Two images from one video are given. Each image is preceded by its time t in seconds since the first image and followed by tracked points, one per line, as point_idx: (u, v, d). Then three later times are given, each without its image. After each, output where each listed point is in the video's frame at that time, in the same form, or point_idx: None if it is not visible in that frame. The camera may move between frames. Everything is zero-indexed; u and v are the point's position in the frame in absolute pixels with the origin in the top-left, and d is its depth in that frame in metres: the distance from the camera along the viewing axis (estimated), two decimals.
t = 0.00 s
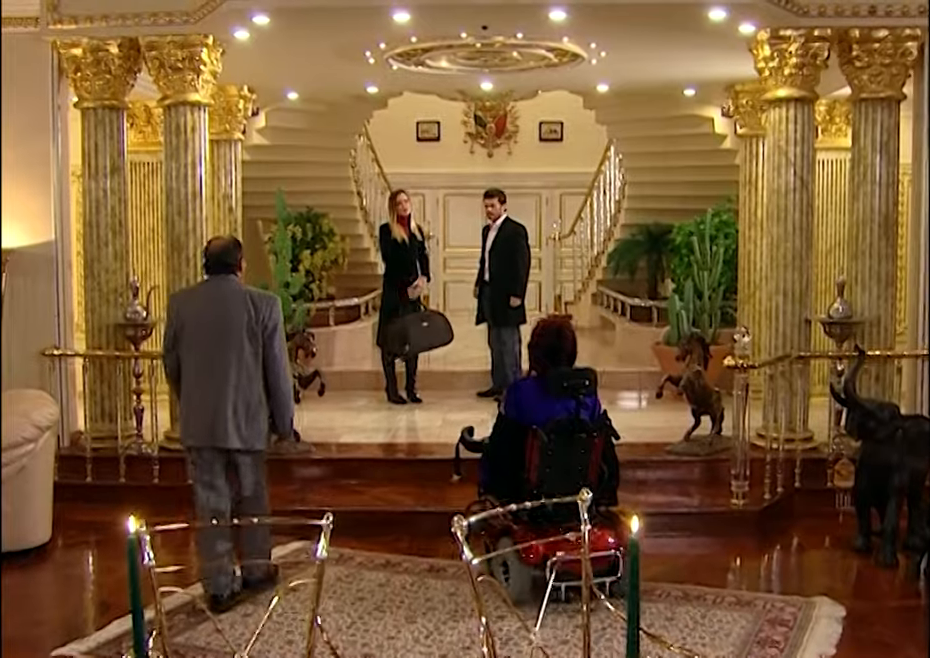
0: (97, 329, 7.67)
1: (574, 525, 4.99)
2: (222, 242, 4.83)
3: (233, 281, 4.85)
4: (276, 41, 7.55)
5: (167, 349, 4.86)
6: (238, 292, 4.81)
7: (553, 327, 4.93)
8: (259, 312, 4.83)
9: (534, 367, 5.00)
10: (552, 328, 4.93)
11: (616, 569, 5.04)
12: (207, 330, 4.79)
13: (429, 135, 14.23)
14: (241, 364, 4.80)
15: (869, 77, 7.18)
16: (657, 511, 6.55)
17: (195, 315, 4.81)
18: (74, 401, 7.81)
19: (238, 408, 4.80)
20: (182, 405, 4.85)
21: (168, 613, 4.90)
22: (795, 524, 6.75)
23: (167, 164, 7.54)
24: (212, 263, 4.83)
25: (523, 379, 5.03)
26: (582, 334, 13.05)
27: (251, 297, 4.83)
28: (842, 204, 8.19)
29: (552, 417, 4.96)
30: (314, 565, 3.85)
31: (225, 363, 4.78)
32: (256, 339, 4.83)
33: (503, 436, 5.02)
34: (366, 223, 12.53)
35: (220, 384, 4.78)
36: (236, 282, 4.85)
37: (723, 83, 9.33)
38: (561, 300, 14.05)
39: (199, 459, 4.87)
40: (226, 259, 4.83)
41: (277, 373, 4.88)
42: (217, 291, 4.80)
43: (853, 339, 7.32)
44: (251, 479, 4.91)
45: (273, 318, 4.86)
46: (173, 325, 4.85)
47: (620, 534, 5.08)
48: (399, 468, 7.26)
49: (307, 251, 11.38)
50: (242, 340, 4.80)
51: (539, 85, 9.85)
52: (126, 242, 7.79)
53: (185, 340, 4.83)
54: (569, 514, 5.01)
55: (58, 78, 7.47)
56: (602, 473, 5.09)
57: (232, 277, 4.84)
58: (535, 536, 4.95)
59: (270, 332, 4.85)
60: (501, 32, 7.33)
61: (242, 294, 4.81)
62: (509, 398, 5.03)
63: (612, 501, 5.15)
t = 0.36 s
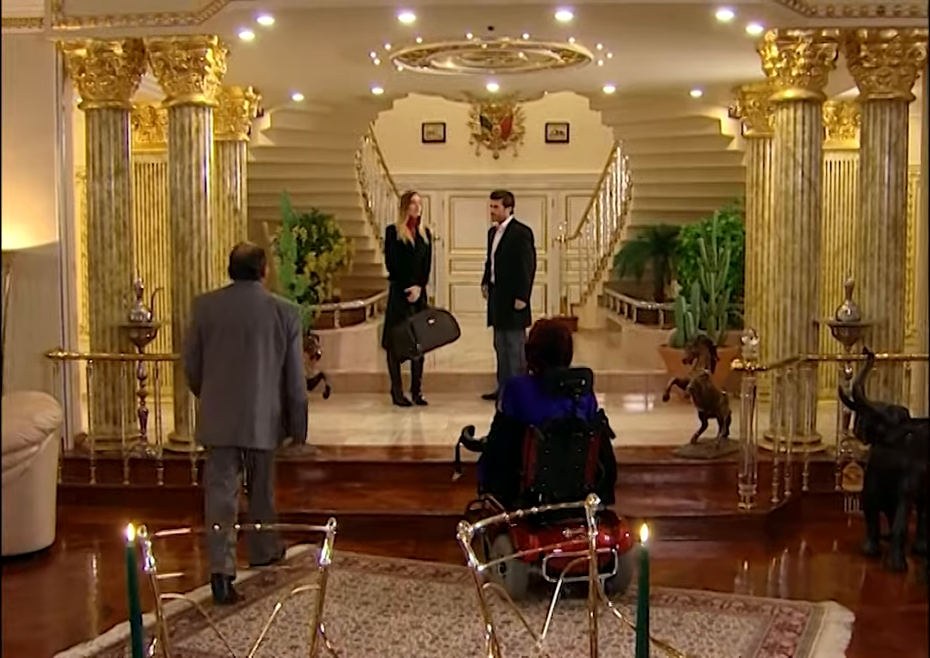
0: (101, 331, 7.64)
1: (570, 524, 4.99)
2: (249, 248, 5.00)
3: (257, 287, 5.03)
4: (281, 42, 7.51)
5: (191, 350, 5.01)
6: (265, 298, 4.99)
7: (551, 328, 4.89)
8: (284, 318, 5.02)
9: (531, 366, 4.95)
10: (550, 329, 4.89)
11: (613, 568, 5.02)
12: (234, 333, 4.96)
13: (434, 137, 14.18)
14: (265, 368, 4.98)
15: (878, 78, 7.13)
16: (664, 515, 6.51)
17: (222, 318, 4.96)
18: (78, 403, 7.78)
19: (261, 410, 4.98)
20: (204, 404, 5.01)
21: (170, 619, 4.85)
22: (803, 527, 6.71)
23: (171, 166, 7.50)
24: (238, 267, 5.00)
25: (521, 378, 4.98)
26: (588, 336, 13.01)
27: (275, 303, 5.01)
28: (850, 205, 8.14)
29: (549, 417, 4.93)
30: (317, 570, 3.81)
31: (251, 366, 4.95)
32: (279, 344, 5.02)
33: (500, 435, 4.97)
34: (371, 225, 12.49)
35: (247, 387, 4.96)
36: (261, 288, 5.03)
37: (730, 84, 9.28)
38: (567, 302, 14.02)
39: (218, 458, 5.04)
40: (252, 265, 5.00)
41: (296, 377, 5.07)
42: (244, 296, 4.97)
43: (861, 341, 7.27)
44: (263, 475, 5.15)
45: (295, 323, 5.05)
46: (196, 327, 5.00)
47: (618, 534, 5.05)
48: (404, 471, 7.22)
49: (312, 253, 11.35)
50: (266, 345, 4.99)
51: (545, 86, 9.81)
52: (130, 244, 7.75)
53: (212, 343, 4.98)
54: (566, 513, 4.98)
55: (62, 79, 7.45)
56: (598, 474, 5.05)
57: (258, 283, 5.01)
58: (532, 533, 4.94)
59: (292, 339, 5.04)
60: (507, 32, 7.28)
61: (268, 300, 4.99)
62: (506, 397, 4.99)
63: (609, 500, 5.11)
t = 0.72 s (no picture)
0: (103, 332, 7.62)
1: (567, 523, 4.97)
2: (268, 244, 5.42)
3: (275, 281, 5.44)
4: (282, 42, 7.50)
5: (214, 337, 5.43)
6: (283, 290, 5.40)
7: (548, 328, 4.89)
8: (299, 308, 5.41)
9: (528, 367, 4.94)
10: (547, 329, 4.89)
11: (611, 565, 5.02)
12: (253, 321, 5.35)
13: (436, 137, 14.17)
14: (281, 353, 5.38)
15: (881, 78, 7.10)
16: (666, 516, 6.49)
17: (242, 307, 5.37)
18: (80, 404, 7.76)
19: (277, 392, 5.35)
20: (224, 387, 5.39)
21: (170, 621, 4.83)
22: (806, 529, 6.69)
23: (172, 167, 7.48)
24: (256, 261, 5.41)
25: (518, 378, 4.97)
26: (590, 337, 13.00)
27: (292, 296, 5.42)
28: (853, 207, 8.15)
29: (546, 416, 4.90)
30: (319, 572, 3.79)
31: (268, 351, 5.35)
32: (295, 332, 5.41)
33: (498, 434, 4.96)
34: (373, 225, 12.48)
35: (264, 369, 5.35)
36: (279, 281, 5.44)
37: (733, 85, 9.26)
38: (569, 303, 14.01)
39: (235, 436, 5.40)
40: (268, 260, 5.41)
41: (310, 363, 5.46)
42: (263, 288, 5.37)
43: (865, 343, 7.26)
44: (275, 456, 5.42)
45: (310, 315, 5.45)
46: (220, 315, 5.42)
47: (616, 531, 5.04)
48: (406, 473, 7.20)
49: (314, 254, 11.34)
50: (283, 332, 5.38)
51: (548, 87, 9.81)
52: (132, 245, 7.73)
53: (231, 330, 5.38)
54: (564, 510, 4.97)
55: (63, 80, 7.44)
56: (596, 473, 5.01)
57: (275, 276, 5.42)
58: (531, 533, 4.93)
59: (307, 328, 5.43)
60: (510, 33, 7.26)
61: (285, 292, 5.40)
62: (504, 396, 4.97)
63: (607, 500, 5.08)
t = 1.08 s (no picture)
0: (103, 333, 7.62)
1: (567, 523, 4.97)
2: (269, 245, 5.42)
3: (277, 281, 5.43)
4: (281, 42, 7.50)
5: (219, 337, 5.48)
6: (282, 291, 5.39)
7: (548, 328, 4.89)
8: (298, 308, 5.37)
9: (528, 367, 4.94)
10: (547, 329, 4.90)
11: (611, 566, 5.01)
12: (250, 321, 5.37)
13: (437, 138, 14.17)
14: (279, 353, 5.37)
15: (881, 79, 7.09)
16: (667, 517, 6.49)
17: (242, 306, 5.39)
18: (80, 404, 7.76)
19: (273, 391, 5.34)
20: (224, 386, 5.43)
21: (170, 622, 4.83)
22: (806, 530, 6.69)
23: (173, 167, 7.48)
24: (258, 261, 5.41)
25: (518, 378, 4.96)
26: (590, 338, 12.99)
27: (292, 295, 5.39)
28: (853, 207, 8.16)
29: (546, 417, 4.90)
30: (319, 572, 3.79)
31: (265, 351, 5.35)
32: (295, 332, 5.38)
33: (498, 434, 4.95)
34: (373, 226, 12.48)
35: (261, 369, 5.35)
36: (281, 281, 5.42)
37: (733, 85, 9.27)
38: (569, 304, 14.00)
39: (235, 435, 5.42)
40: (269, 260, 5.40)
41: (311, 364, 5.42)
42: (262, 288, 5.38)
43: (865, 343, 7.25)
44: (272, 456, 5.41)
45: (311, 315, 5.40)
46: (224, 315, 5.46)
47: (616, 532, 5.03)
48: (406, 474, 7.20)
49: (314, 255, 11.33)
50: (282, 332, 5.36)
51: (549, 88, 9.83)
52: (132, 246, 7.72)
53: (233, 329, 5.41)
54: (564, 510, 4.96)
55: (63, 81, 7.44)
56: (596, 473, 5.02)
57: (278, 277, 5.42)
58: (531, 534, 4.92)
59: (307, 327, 5.39)
60: (510, 33, 7.25)
61: (285, 291, 5.38)
62: (504, 396, 4.97)
63: (607, 501, 5.08)
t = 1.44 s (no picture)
0: (103, 333, 7.62)
1: (567, 524, 4.96)
2: (266, 245, 5.41)
3: (275, 279, 5.41)
4: (281, 42, 7.50)
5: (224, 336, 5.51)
6: (278, 290, 5.37)
7: (548, 328, 4.89)
8: (294, 306, 5.33)
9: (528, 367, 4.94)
10: (548, 330, 4.90)
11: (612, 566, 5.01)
12: (248, 321, 5.37)
13: (436, 138, 14.17)
14: (277, 352, 5.35)
15: (881, 79, 7.09)
16: (667, 517, 6.49)
17: (240, 306, 5.40)
18: (80, 404, 7.76)
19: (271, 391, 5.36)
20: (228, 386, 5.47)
21: (171, 622, 4.83)
22: (806, 530, 6.69)
23: (172, 167, 7.48)
24: (256, 261, 5.41)
25: (519, 378, 4.96)
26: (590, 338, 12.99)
27: (288, 294, 5.36)
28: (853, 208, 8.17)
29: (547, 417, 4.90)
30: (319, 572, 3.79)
31: (262, 351, 5.35)
32: (293, 330, 5.35)
33: (499, 434, 4.96)
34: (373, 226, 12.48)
35: (260, 369, 5.36)
36: (279, 280, 5.40)
37: (733, 85, 9.26)
38: (569, 304, 14.00)
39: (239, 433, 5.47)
40: (264, 261, 5.39)
41: (311, 362, 5.37)
42: (259, 288, 5.38)
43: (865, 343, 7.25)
44: (274, 453, 5.44)
45: (308, 312, 5.34)
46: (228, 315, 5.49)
47: (616, 532, 5.03)
48: (406, 474, 7.20)
49: (314, 255, 11.33)
50: (279, 331, 5.34)
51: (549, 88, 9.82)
52: (132, 246, 7.72)
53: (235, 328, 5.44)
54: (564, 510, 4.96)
55: (63, 82, 7.45)
56: (596, 473, 5.02)
57: (276, 275, 5.41)
58: (532, 535, 4.92)
59: (304, 325, 5.33)
60: (510, 33, 7.25)
61: (282, 291, 5.36)
62: (504, 396, 4.97)
63: (607, 501, 5.08)
